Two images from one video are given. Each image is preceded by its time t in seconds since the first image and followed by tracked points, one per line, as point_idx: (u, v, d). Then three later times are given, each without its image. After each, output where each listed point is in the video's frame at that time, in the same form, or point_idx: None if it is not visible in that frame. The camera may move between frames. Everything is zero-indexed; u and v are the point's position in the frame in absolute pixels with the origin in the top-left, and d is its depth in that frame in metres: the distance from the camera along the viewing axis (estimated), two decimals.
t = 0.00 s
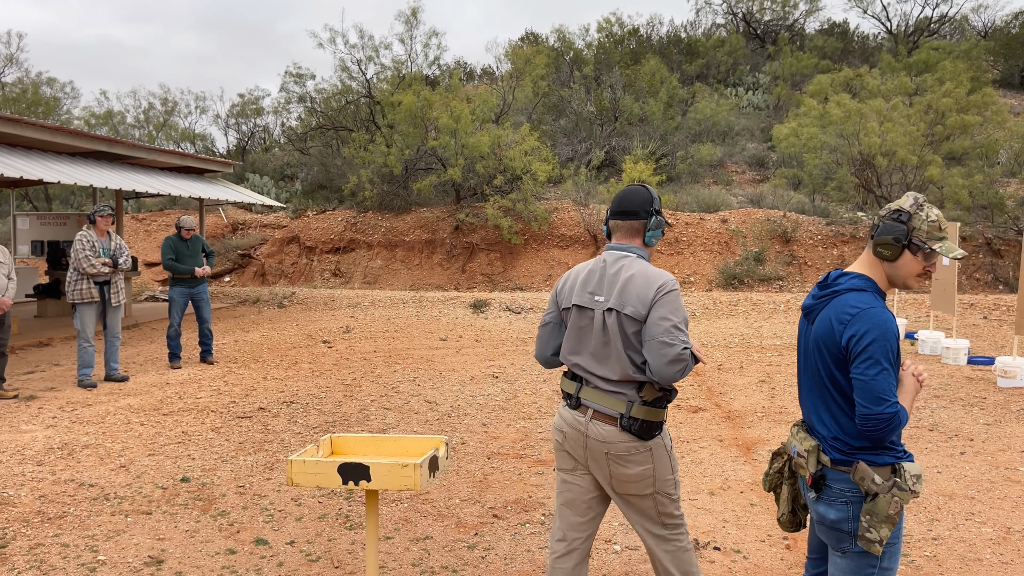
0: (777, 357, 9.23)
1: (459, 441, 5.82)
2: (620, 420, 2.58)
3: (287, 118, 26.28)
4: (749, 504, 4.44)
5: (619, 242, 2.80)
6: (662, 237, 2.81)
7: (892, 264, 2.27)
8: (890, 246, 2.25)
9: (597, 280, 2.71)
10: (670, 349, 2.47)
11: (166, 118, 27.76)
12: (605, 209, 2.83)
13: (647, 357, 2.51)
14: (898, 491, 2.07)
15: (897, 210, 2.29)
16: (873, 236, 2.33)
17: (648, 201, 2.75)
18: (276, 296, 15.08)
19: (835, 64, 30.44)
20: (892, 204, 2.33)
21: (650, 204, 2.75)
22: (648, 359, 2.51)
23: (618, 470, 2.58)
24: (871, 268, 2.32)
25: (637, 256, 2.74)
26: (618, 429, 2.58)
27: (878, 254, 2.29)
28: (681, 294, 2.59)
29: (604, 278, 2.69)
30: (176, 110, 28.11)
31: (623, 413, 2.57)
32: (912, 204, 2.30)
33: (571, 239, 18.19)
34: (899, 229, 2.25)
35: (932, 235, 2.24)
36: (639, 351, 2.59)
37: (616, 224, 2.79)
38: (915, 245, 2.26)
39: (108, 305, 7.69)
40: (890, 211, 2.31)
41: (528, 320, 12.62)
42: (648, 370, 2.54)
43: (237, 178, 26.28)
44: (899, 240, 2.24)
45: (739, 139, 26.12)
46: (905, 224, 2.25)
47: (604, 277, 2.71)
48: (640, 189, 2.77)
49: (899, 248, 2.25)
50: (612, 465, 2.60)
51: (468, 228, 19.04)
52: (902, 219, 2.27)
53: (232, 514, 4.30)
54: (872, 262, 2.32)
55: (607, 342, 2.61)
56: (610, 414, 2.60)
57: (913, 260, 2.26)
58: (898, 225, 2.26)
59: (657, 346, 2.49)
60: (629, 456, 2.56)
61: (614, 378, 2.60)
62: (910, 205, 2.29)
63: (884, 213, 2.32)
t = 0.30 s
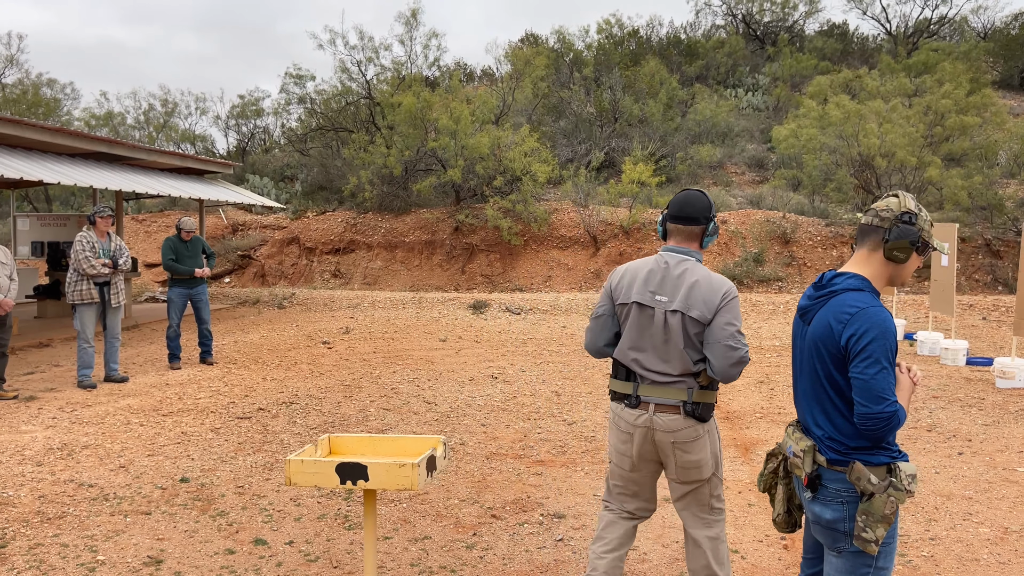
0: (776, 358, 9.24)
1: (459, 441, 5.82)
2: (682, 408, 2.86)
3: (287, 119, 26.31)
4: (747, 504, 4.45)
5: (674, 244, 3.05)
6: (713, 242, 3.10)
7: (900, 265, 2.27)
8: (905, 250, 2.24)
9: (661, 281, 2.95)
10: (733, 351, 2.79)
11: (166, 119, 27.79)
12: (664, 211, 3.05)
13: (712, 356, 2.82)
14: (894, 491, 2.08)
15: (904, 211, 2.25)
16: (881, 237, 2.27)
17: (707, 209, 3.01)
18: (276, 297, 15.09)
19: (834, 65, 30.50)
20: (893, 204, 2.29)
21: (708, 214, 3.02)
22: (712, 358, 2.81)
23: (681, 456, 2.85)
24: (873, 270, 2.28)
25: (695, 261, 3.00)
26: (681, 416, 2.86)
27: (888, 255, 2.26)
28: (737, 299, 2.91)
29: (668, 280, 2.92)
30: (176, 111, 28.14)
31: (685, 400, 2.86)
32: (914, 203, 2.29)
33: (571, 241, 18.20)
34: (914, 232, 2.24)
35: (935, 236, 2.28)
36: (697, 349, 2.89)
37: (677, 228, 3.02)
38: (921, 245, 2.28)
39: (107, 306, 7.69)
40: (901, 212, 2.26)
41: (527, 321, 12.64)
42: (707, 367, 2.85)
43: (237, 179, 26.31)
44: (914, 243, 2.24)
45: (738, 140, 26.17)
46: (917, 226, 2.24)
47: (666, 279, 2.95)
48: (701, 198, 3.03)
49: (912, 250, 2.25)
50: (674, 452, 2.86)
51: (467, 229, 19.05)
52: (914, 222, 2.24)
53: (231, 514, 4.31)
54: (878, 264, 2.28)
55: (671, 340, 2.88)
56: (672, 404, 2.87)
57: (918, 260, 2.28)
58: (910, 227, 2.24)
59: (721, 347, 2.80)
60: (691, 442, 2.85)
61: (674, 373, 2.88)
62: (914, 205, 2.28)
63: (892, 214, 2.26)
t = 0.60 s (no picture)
0: (774, 359, 9.26)
1: (456, 442, 5.83)
2: (702, 394, 3.02)
3: (287, 121, 26.34)
4: (743, 505, 4.46)
5: (686, 244, 3.18)
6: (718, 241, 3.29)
7: (892, 263, 2.28)
8: (897, 248, 2.25)
9: (688, 280, 3.06)
10: (761, 341, 3.06)
11: (166, 121, 27.82)
12: (681, 212, 3.16)
13: (742, 346, 3.05)
14: (887, 491, 2.09)
15: (891, 210, 2.27)
16: (872, 236, 2.28)
17: (718, 212, 3.18)
18: (274, 298, 15.09)
19: (833, 67, 30.56)
20: (879, 203, 2.31)
21: (716, 216, 3.20)
22: (742, 348, 3.05)
23: (698, 438, 3.00)
24: (866, 270, 2.29)
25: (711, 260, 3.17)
26: (700, 401, 3.01)
27: (881, 254, 2.27)
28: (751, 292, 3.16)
29: (696, 278, 3.05)
30: (176, 113, 28.17)
31: (705, 386, 3.02)
32: (899, 202, 2.31)
33: (570, 242, 18.21)
34: (904, 230, 2.25)
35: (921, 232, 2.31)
36: (721, 340, 3.09)
37: (693, 229, 3.15)
38: (909, 241, 2.31)
39: (105, 308, 7.70)
40: (889, 211, 2.27)
41: (526, 323, 12.66)
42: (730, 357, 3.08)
43: (237, 181, 26.33)
44: (905, 241, 2.25)
45: (737, 142, 26.22)
46: (906, 224, 2.26)
47: (692, 277, 3.07)
48: (713, 201, 3.20)
49: (903, 248, 2.27)
50: (691, 435, 3.01)
51: (466, 230, 19.05)
52: (902, 220, 2.26)
53: (228, 514, 4.32)
54: (870, 264, 2.29)
55: (699, 334, 3.02)
56: (692, 391, 3.02)
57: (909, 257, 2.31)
58: (899, 226, 2.25)
59: (751, 337, 3.05)
60: (709, 427, 3.00)
61: (699, 363, 3.03)
62: (900, 203, 2.30)
63: (879, 214, 2.27)
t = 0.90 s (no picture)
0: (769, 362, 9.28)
1: (451, 445, 5.84)
2: (685, 390, 3.12)
3: (284, 123, 26.36)
4: (735, 507, 4.48)
5: (647, 252, 3.28)
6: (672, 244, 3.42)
7: (874, 265, 2.31)
8: (877, 249, 2.28)
9: (657, 284, 3.17)
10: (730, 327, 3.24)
11: (163, 123, 27.81)
12: (639, 223, 3.22)
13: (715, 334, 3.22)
14: (870, 492, 2.11)
15: (869, 213, 2.30)
16: (852, 240, 2.31)
17: (668, 218, 3.31)
18: (271, 301, 15.10)
19: (829, 70, 30.67)
20: (858, 207, 2.33)
21: (667, 220, 3.29)
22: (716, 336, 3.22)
23: (683, 426, 3.10)
24: (850, 274, 2.32)
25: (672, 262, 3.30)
26: (684, 397, 3.12)
27: (862, 257, 2.30)
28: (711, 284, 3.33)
29: (665, 282, 3.16)
30: (173, 115, 28.18)
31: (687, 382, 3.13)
32: (877, 204, 2.34)
33: (567, 244, 18.25)
34: (884, 232, 2.28)
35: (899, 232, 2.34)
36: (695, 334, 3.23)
37: (651, 237, 3.26)
38: (890, 243, 2.33)
39: (101, 310, 7.70)
40: (867, 214, 2.30)
41: (522, 325, 12.69)
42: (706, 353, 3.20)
43: (234, 183, 26.36)
44: (884, 243, 2.28)
45: (734, 144, 26.31)
46: (885, 225, 2.28)
47: (660, 281, 3.18)
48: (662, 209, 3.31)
49: (884, 249, 2.30)
50: (677, 425, 3.10)
51: (463, 232, 19.05)
52: (881, 222, 2.29)
53: (221, 517, 4.32)
54: (852, 267, 2.32)
55: (676, 332, 3.15)
56: (675, 386, 3.12)
57: (890, 259, 2.33)
58: (878, 228, 2.28)
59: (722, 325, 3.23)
60: (692, 419, 3.11)
61: (681, 358, 3.15)
62: (878, 206, 2.33)
63: (858, 218, 2.30)
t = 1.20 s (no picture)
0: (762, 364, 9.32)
1: (443, 446, 5.86)
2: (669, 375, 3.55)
3: (281, 126, 26.38)
4: (724, 508, 4.52)
5: (630, 245, 3.69)
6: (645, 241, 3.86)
7: (851, 266, 2.36)
8: (853, 250, 2.33)
9: (643, 275, 3.58)
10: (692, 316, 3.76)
11: (160, 126, 27.83)
12: (628, 218, 3.60)
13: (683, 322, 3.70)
14: (848, 490, 2.14)
15: (844, 214, 2.35)
16: (828, 242, 2.36)
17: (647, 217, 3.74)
18: (267, 303, 15.11)
19: (825, 73, 30.76)
20: (833, 209, 2.39)
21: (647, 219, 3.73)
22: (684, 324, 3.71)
23: (664, 408, 3.57)
24: (827, 275, 2.37)
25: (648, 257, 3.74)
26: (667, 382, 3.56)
27: (839, 258, 2.35)
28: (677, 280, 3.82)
29: (649, 274, 3.58)
30: (171, 118, 28.21)
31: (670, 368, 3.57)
32: (852, 206, 2.39)
33: (563, 247, 18.30)
34: (858, 233, 2.33)
35: (874, 233, 2.39)
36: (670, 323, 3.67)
37: (637, 233, 3.66)
38: (866, 243, 2.38)
39: (95, 313, 7.72)
40: (842, 216, 2.35)
41: (517, 327, 12.72)
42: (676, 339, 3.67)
43: (231, 186, 26.39)
44: (860, 243, 2.33)
45: (730, 148, 26.39)
46: (860, 226, 2.33)
47: (644, 273, 3.59)
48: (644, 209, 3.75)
49: (860, 249, 2.35)
50: (659, 406, 3.54)
51: (460, 235, 19.05)
52: (855, 223, 2.34)
53: (212, 518, 4.34)
54: (830, 268, 2.36)
55: (657, 318, 3.56)
56: (662, 371, 3.53)
57: (866, 259, 2.38)
58: (853, 229, 2.33)
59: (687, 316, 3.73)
60: (668, 400, 3.59)
61: (663, 343, 3.56)
62: (853, 208, 2.38)
63: (833, 220, 2.35)
